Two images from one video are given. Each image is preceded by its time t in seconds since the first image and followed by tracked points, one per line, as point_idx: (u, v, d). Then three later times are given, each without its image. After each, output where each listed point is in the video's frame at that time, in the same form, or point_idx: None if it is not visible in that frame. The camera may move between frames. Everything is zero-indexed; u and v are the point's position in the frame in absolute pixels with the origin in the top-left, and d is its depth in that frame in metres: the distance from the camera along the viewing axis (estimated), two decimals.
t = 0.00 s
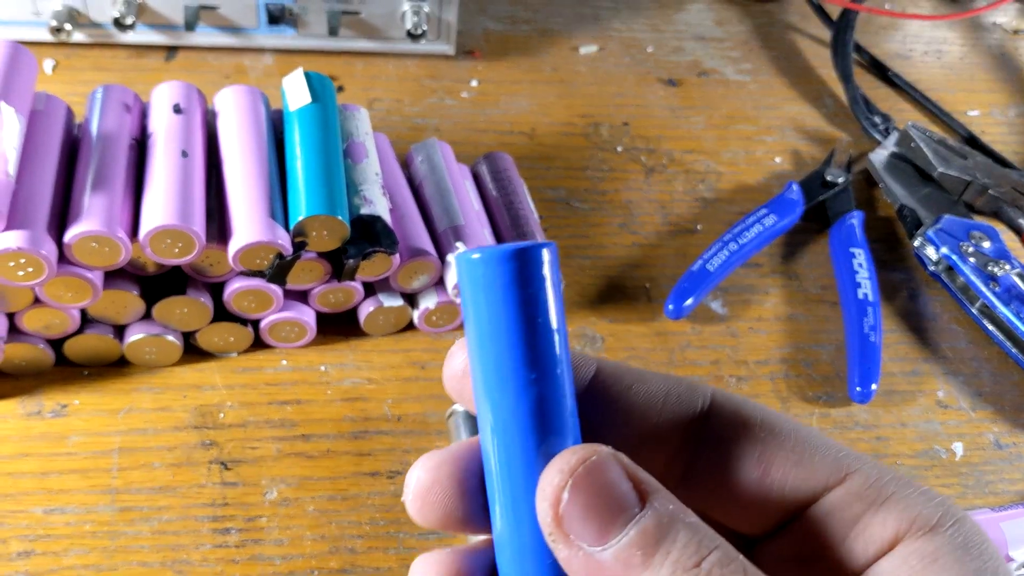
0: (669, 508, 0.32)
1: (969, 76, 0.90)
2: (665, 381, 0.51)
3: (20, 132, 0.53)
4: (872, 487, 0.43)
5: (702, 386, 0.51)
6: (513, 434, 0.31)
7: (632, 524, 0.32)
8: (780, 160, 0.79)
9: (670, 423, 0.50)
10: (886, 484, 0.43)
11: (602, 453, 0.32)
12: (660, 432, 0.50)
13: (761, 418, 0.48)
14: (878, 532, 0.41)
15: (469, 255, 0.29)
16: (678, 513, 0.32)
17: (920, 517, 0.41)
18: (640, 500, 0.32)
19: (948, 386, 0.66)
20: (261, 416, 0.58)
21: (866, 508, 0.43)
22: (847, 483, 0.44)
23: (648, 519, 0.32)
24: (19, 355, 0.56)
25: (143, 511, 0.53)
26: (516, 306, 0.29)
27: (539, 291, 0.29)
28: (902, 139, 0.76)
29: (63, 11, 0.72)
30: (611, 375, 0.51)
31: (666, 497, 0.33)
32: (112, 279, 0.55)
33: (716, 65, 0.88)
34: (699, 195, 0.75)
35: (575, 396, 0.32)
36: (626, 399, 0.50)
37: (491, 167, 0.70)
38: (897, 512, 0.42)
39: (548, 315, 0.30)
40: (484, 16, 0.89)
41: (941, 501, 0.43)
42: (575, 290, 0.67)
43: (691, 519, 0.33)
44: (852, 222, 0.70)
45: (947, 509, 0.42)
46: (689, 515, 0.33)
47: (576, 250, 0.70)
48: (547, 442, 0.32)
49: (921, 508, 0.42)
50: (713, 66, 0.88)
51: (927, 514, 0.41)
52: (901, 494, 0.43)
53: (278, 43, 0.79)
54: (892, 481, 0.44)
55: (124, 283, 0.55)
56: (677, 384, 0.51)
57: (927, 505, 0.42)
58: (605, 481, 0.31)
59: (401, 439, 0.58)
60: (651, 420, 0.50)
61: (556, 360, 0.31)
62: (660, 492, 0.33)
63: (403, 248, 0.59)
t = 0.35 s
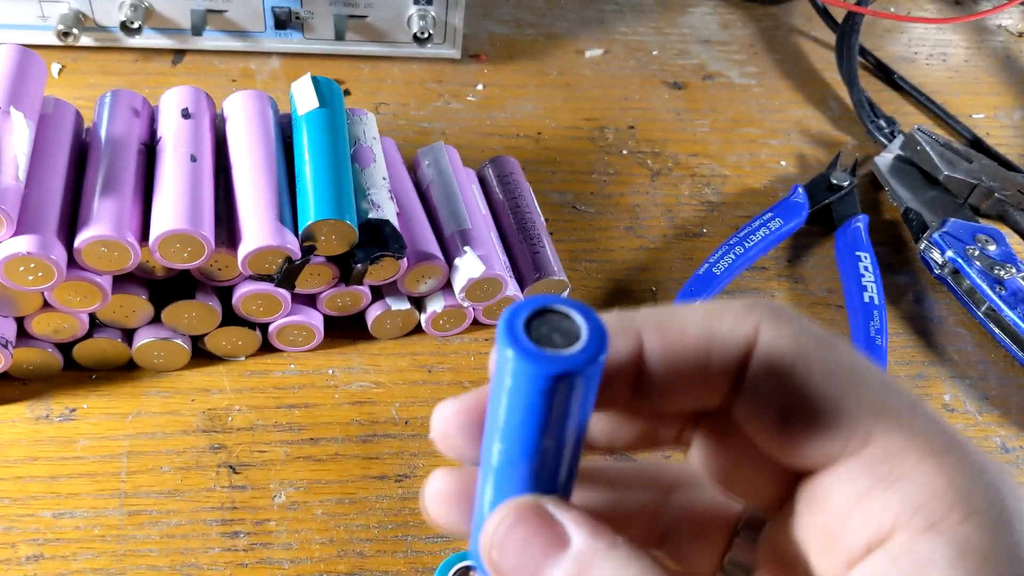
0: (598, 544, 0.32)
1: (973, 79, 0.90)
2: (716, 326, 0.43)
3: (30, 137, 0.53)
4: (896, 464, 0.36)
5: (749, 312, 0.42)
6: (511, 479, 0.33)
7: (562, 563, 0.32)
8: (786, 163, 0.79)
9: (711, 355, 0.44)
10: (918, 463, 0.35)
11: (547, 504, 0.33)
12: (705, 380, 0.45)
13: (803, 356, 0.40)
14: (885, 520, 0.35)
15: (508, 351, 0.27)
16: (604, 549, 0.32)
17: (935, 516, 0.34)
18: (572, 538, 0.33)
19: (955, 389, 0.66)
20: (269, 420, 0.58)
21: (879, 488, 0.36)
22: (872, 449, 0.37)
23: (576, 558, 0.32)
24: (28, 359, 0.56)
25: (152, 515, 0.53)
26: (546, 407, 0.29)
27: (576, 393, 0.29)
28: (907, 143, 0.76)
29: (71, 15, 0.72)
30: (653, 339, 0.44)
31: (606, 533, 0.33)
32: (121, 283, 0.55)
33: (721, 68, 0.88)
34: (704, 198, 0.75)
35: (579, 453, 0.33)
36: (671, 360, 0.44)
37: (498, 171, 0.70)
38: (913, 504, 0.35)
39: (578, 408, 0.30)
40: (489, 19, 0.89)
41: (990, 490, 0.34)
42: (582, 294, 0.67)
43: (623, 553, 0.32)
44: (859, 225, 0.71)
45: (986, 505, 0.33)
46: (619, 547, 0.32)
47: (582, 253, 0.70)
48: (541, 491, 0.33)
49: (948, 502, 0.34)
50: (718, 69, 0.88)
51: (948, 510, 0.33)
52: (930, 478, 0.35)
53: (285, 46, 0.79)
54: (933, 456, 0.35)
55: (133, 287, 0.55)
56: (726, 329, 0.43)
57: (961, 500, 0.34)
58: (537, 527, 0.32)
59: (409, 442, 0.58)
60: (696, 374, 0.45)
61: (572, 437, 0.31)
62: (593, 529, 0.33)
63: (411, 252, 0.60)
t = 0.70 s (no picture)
0: (611, 528, 0.32)
1: (976, 80, 0.90)
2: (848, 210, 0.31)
3: (31, 138, 0.53)
4: (938, 460, 0.28)
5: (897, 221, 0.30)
6: (526, 447, 0.34)
7: (578, 543, 0.32)
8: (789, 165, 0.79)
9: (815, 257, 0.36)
10: (961, 465, 0.27)
11: (563, 481, 0.33)
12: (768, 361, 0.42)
13: (925, 299, 0.29)
14: (894, 511, 0.29)
15: (499, 312, 0.29)
16: (616, 534, 0.31)
17: (945, 526, 0.27)
18: (588, 516, 0.32)
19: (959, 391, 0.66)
20: (271, 423, 0.58)
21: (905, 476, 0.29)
22: (934, 434, 0.28)
23: (589, 538, 0.32)
24: (29, 361, 0.56)
25: (154, 518, 0.52)
26: (540, 366, 0.30)
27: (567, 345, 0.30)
28: (910, 144, 0.76)
29: (71, 16, 0.72)
30: (791, 197, 0.32)
31: (625, 514, 0.32)
32: (122, 286, 0.55)
33: (723, 70, 0.88)
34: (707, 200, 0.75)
35: (587, 418, 0.34)
36: (810, 226, 0.32)
37: (500, 173, 0.70)
38: (930, 503, 0.28)
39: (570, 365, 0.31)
40: (491, 21, 0.89)
41: None
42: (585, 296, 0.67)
43: (635, 538, 0.31)
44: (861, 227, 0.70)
45: (1014, 538, 0.26)
46: (632, 525, 0.32)
47: (585, 254, 0.70)
48: (558, 461, 0.34)
49: (965, 516, 0.27)
50: (720, 70, 0.88)
51: (963, 529, 0.27)
52: (965, 483, 0.27)
53: (286, 48, 0.79)
54: (984, 467, 0.27)
55: (135, 290, 0.55)
56: (859, 225, 0.31)
57: (985, 524, 0.27)
58: (552, 505, 0.32)
59: (412, 445, 0.58)
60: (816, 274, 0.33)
61: (574, 395, 0.32)
62: (610, 510, 0.32)
63: (413, 254, 0.60)
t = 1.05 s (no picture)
0: (615, 539, 0.31)
1: (976, 79, 0.90)
2: (795, 240, 0.30)
3: (29, 138, 0.53)
4: (906, 494, 0.28)
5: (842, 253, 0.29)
6: (523, 457, 0.34)
7: (581, 553, 0.32)
8: (788, 164, 0.79)
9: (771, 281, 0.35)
10: (930, 499, 0.27)
11: (566, 492, 0.32)
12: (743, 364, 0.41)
13: (880, 337, 0.28)
14: (865, 543, 0.29)
15: (491, 310, 0.29)
16: (621, 544, 0.31)
17: (919, 560, 0.27)
18: (592, 527, 0.32)
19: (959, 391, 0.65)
20: (269, 422, 0.58)
21: (873, 508, 0.29)
22: (897, 468, 0.28)
23: (592, 548, 0.31)
24: (27, 361, 0.56)
25: (152, 518, 0.52)
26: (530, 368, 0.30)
27: (558, 348, 0.30)
28: (910, 143, 0.76)
29: (70, 15, 0.72)
30: (732, 230, 0.31)
31: (629, 524, 0.32)
32: (121, 286, 0.55)
33: (722, 69, 0.88)
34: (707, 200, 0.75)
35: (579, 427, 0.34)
36: (754, 263, 0.31)
37: (499, 172, 0.70)
38: (902, 537, 0.28)
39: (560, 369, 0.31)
40: (490, 20, 0.89)
41: (1000, 546, 0.27)
42: (584, 295, 0.67)
43: (639, 550, 0.31)
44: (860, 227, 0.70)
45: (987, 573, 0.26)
46: (636, 537, 0.31)
47: (583, 254, 0.70)
48: (552, 470, 0.34)
49: (937, 551, 0.27)
50: (719, 70, 0.88)
51: (936, 564, 0.27)
52: (935, 516, 0.27)
53: (285, 47, 0.79)
54: (950, 500, 0.27)
55: (133, 289, 0.55)
56: (808, 257, 0.29)
57: (957, 558, 0.27)
58: (555, 515, 0.32)
59: (410, 445, 0.58)
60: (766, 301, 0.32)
61: (564, 400, 0.32)
62: (614, 520, 0.32)
63: (411, 254, 0.59)
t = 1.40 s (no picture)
0: (648, 527, 0.32)
1: (979, 81, 0.90)
2: (765, 258, 0.29)
3: (34, 140, 0.53)
4: (890, 503, 0.28)
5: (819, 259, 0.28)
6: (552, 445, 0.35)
7: (612, 538, 0.32)
8: (791, 166, 0.79)
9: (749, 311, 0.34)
10: (914, 510, 0.27)
11: (602, 478, 0.33)
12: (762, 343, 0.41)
13: (856, 349, 0.28)
14: (849, 552, 0.29)
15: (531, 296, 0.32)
16: (653, 532, 0.31)
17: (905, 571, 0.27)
18: (626, 513, 0.32)
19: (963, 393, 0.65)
20: (274, 424, 0.58)
21: (857, 517, 0.29)
22: (880, 479, 0.28)
23: (625, 535, 0.32)
24: (32, 363, 0.56)
25: (157, 521, 0.52)
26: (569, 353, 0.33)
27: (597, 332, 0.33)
28: (913, 145, 0.75)
29: (73, 17, 0.72)
30: (705, 263, 0.30)
31: (663, 514, 0.32)
32: (126, 288, 0.55)
33: (725, 70, 0.88)
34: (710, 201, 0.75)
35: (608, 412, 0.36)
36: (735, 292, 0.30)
37: (502, 174, 0.70)
38: (887, 547, 0.28)
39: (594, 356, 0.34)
40: (493, 22, 0.89)
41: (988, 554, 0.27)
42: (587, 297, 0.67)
43: (670, 540, 0.31)
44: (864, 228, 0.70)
45: None
46: (668, 527, 0.31)
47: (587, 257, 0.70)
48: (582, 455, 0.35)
49: (923, 562, 0.27)
50: (722, 71, 0.88)
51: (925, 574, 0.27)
52: (920, 526, 0.27)
53: (288, 49, 0.79)
54: (937, 509, 0.27)
55: (138, 291, 0.55)
56: (781, 272, 0.28)
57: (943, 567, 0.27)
58: (590, 499, 0.33)
59: (415, 446, 0.58)
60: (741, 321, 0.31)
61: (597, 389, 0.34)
62: (648, 509, 0.32)
63: (415, 256, 0.59)
